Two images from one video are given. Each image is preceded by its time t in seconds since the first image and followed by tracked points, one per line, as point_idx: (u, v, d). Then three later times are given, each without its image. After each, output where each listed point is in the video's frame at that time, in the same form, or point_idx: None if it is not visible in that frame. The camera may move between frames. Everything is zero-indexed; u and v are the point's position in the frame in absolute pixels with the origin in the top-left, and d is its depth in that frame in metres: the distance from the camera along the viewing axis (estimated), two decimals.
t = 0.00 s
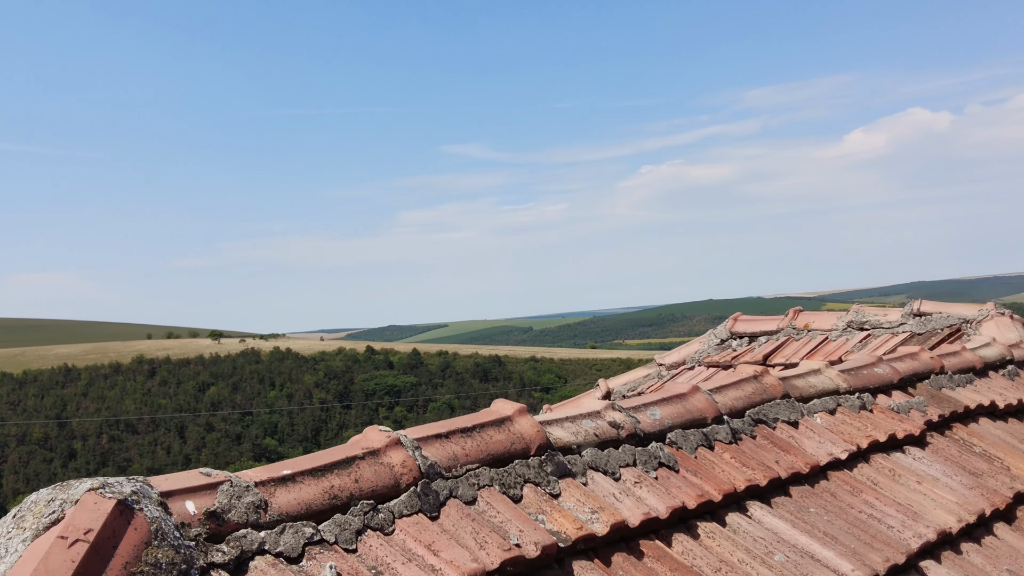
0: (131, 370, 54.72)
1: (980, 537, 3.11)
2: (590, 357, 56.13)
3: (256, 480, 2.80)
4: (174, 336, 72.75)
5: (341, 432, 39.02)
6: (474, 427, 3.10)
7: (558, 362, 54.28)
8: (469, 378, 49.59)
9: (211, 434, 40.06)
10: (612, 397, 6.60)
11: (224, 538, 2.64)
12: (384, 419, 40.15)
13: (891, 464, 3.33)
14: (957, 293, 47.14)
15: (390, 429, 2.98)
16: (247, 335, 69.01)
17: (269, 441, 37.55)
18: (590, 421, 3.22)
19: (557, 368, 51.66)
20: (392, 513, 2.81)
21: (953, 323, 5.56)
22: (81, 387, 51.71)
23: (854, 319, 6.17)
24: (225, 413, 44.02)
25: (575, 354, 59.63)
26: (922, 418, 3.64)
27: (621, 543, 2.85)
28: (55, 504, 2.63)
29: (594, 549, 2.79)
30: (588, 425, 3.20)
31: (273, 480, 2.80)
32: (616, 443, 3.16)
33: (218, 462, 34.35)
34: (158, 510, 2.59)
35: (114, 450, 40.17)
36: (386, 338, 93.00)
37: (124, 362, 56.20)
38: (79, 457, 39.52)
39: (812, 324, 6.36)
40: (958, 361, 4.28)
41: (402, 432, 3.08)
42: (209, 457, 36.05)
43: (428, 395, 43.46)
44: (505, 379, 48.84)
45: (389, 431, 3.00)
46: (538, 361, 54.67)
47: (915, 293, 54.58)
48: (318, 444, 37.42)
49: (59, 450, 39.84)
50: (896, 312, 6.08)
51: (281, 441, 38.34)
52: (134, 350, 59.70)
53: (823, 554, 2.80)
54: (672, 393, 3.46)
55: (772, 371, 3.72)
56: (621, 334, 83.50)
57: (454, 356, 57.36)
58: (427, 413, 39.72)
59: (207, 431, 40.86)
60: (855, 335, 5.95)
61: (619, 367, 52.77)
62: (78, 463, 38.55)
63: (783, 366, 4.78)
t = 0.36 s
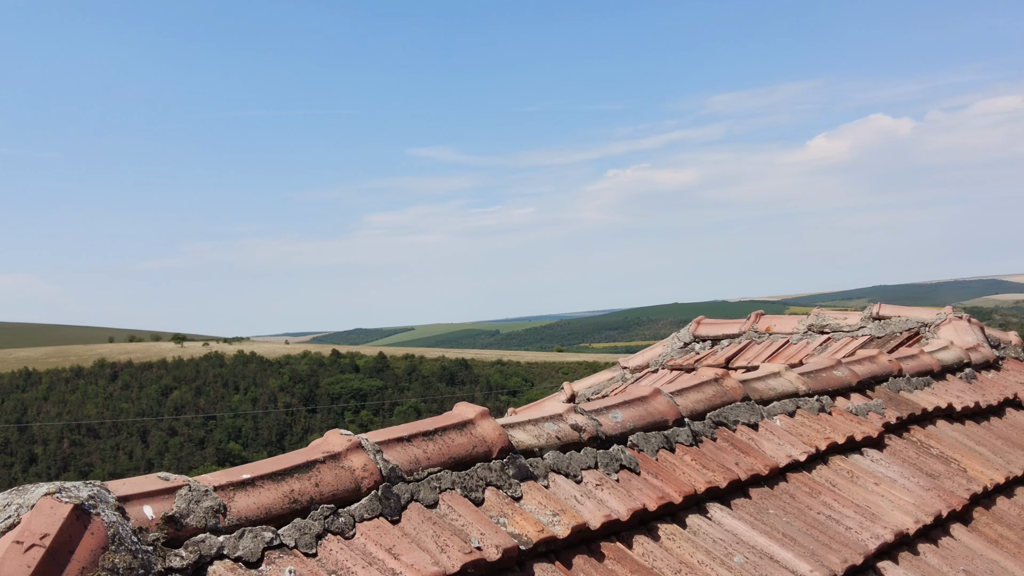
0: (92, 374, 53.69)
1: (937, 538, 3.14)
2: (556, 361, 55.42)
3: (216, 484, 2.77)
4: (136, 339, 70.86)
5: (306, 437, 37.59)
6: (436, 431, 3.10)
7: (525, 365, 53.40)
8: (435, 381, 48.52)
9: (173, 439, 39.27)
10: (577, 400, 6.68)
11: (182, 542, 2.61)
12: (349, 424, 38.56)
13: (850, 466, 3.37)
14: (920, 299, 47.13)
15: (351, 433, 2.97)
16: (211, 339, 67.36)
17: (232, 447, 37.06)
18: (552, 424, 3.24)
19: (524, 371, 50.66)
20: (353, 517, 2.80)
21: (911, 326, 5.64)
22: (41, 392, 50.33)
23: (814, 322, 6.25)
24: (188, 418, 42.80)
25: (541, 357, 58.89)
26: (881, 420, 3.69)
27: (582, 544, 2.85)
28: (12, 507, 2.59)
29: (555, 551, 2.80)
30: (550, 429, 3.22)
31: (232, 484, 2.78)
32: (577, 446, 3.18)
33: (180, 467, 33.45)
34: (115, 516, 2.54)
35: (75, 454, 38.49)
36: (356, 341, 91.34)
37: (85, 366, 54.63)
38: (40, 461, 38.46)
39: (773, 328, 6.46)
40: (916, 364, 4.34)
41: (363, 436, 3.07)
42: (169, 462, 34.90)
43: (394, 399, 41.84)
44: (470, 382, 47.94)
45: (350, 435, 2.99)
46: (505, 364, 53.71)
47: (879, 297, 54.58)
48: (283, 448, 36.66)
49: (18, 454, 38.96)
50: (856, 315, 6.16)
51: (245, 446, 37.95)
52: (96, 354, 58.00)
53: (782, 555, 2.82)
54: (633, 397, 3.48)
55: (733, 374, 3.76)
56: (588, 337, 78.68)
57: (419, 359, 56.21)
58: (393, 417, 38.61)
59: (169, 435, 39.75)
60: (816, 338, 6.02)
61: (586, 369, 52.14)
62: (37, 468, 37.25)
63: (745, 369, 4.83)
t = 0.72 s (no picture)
0: (60, 378, 51.28)
1: (903, 537, 3.16)
2: (529, 363, 55.00)
3: (181, 488, 2.73)
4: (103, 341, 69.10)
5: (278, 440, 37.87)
6: (405, 433, 3.10)
7: (498, 368, 52.95)
8: (408, 384, 47.82)
9: (143, 443, 38.50)
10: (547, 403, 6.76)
11: (148, 548, 2.57)
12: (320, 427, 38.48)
13: (816, 467, 3.40)
14: (888, 304, 47.45)
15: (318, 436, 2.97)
16: (179, 342, 65.90)
17: (203, 451, 36.60)
18: (521, 426, 3.25)
19: (496, 374, 50.26)
20: (321, 521, 2.79)
21: (878, 328, 5.72)
22: (4, 397, 48.60)
23: (783, 324, 6.33)
24: (157, 422, 41.96)
25: (514, 360, 58.47)
26: (847, 421, 3.73)
27: (550, 546, 2.86)
28: None
29: (523, 553, 2.81)
30: (519, 430, 3.23)
31: (198, 488, 2.74)
32: (546, 448, 3.19)
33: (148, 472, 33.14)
34: (79, 521, 2.50)
35: (43, 459, 37.62)
36: (329, 341, 89.90)
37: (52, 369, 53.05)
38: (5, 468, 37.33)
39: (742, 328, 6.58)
40: (882, 366, 4.40)
41: (331, 439, 3.07)
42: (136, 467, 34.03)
43: (367, 402, 42.21)
44: (443, 385, 47.34)
45: (318, 438, 2.99)
46: (477, 367, 53.15)
47: (848, 301, 54.95)
48: (254, 453, 36.23)
49: None
50: (823, 317, 6.23)
51: (215, 449, 37.52)
52: (62, 356, 56.28)
53: (749, 556, 2.83)
54: (602, 398, 3.51)
55: (701, 376, 3.79)
56: (561, 340, 76.91)
57: (392, 362, 55.51)
58: (364, 420, 38.26)
59: (138, 439, 38.97)
60: (784, 340, 6.08)
61: (559, 372, 51.80)
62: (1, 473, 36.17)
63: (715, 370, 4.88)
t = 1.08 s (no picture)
0: (28, 383, 50.53)
1: (869, 538, 3.19)
2: (503, 366, 54.77)
3: (148, 494, 2.69)
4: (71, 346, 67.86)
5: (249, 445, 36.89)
6: (373, 438, 3.10)
7: (472, 371, 52.69)
8: (381, 388, 47.35)
9: (113, 450, 37.86)
10: (520, 406, 6.88)
11: (114, 554, 2.53)
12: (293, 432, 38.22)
13: (784, 469, 3.43)
14: (858, 307, 47.89)
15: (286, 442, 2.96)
16: (150, 347, 65.02)
17: (174, 457, 36.22)
18: (490, 430, 3.26)
19: (470, 377, 49.99)
20: (288, 527, 2.78)
21: (847, 331, 5.77)
22: None
23: (752, 327, 6.37)
24: (127, 427, 41.37)
25: (488, 363, 58.24)
26: (815, 423, 3.77)
27: (519, 550, 2.86)
28: None
29: (493, 557, 2.81)
30: (488, 434, 3.23)
31: (165, 494, 2.71)
32: (516, 451, 3.20)
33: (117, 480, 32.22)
34: (44, 527, 2.44)
35: (11, 466, 37.03)
36: (303, 345, 88.94)
37: (20, 374, 52.11)
38: None
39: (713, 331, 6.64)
40: (850, 368, 4.44)
41: (299, 445, 3.07)
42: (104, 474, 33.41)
43: (340, 407, 41.58)
44: (417, 389, 46.98)
45: (286, 444, 2.98)
46: (451, 370, 52.90)
47: (819, 304, 55.44)
48: (225, 458, 35.71)
49: None
50: (792, 320, 6.28)
51: (186, 455, 37.14)
52: (30, 361, 55.29)
53: (716, 558, 2.85)
54: (572, 402, 3.52)
55: (670, 379, 3.81)
56: (535, 343, 76.53)
57: (365, 365, 55.09)
58: (337, 425, 37.95)
59: (108, 445, 38.39)
60: (754, 343, 6.13)
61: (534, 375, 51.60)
62: None
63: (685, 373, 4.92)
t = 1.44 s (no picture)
0: None
1: (839, 541, 3.22)
2: (475, 370, 54.62)
3: (116, 501, 2.64)
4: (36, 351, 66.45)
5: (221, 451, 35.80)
6: (345, 444, 3.08)
7: (444, 376, 52.47)
8: (353, 393, 46.96)
9: (81, 455, 37.14)
10: (492, 410, 6.90)
11: (82, 562, 2.48)
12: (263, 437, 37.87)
13: (753, 473, 3.47)
14: (826, 313, 48.55)
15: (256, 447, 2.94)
16: (118, 352, 63.96)
17: (143, 463, 35.75)
18: (463, 435, 3.26)
19: (443, 382, 49.80)
20: (258, 534, 2.75)
21: (814, 335, 5.85)
22: None
23: (723, 332, 6.44)
24: (95, 433, 40.65)
25: (460, 368, 58.06)
26: (784, 427, 3.81)
27: (491, 554, 2.86)
28: None
29: (464, 563, 2.80)
30: (461, 439, 3.23)
31: (134, 501, 2.66)
32: (487, 457, 3.20)
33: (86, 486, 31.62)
34: (11, 535, 2.37)
35: None
36: (273, 350, 87.88)
37: None
38: None
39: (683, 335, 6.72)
40: (818, 373, 4.50)
41: (269, 451, 3.05)
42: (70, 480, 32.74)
43: (311, 412, 41.18)
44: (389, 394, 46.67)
45: (256, 450, 2.96)
46: (423, 375, 52.62)
47: (788, 308, 56.09)
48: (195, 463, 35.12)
49: None
50: (761, 324, 6.36)
51: (156, 462, 36.72)
52: None
53: (687, 562, 2.86)
54: (544, 406, 3.53)
55: (641, 384, 3.83)
56: (507, 347, 76.48)
57: (336, 370, 54.67)
58: (309, 430, 37.64)
59: (76, 451, 37.67)
60: (723, 347, 6.20)
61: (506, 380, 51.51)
62: None
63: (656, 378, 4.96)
